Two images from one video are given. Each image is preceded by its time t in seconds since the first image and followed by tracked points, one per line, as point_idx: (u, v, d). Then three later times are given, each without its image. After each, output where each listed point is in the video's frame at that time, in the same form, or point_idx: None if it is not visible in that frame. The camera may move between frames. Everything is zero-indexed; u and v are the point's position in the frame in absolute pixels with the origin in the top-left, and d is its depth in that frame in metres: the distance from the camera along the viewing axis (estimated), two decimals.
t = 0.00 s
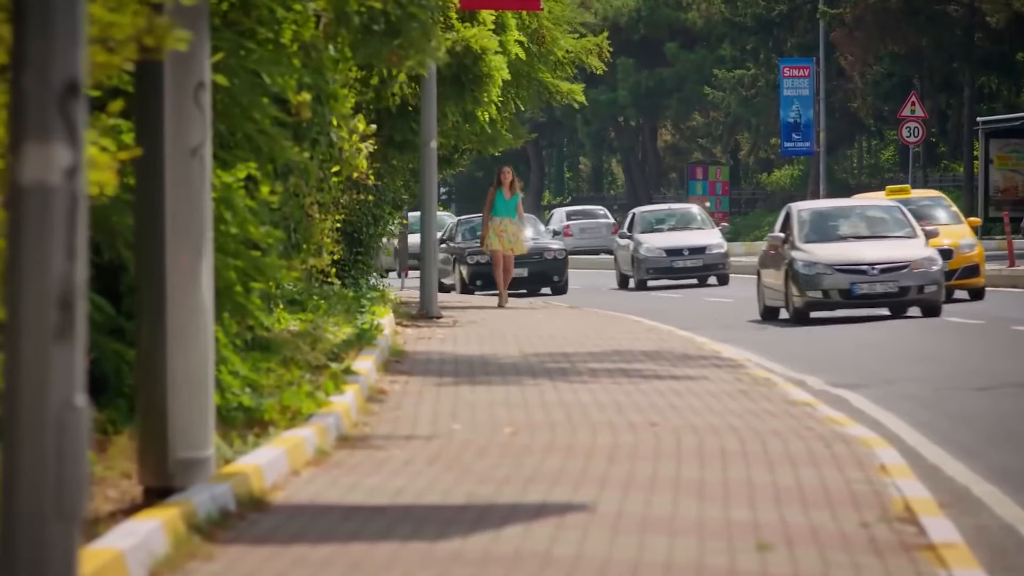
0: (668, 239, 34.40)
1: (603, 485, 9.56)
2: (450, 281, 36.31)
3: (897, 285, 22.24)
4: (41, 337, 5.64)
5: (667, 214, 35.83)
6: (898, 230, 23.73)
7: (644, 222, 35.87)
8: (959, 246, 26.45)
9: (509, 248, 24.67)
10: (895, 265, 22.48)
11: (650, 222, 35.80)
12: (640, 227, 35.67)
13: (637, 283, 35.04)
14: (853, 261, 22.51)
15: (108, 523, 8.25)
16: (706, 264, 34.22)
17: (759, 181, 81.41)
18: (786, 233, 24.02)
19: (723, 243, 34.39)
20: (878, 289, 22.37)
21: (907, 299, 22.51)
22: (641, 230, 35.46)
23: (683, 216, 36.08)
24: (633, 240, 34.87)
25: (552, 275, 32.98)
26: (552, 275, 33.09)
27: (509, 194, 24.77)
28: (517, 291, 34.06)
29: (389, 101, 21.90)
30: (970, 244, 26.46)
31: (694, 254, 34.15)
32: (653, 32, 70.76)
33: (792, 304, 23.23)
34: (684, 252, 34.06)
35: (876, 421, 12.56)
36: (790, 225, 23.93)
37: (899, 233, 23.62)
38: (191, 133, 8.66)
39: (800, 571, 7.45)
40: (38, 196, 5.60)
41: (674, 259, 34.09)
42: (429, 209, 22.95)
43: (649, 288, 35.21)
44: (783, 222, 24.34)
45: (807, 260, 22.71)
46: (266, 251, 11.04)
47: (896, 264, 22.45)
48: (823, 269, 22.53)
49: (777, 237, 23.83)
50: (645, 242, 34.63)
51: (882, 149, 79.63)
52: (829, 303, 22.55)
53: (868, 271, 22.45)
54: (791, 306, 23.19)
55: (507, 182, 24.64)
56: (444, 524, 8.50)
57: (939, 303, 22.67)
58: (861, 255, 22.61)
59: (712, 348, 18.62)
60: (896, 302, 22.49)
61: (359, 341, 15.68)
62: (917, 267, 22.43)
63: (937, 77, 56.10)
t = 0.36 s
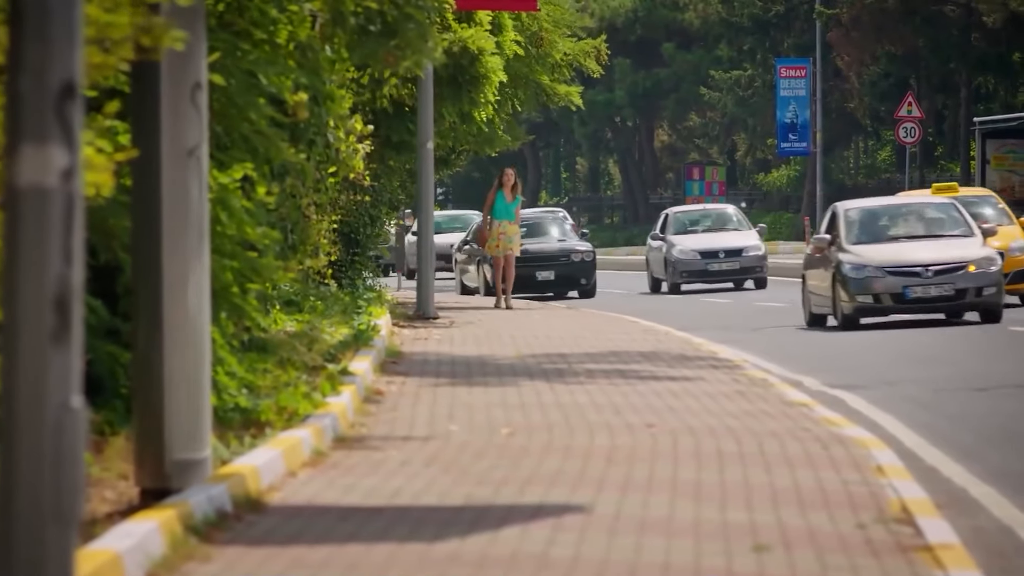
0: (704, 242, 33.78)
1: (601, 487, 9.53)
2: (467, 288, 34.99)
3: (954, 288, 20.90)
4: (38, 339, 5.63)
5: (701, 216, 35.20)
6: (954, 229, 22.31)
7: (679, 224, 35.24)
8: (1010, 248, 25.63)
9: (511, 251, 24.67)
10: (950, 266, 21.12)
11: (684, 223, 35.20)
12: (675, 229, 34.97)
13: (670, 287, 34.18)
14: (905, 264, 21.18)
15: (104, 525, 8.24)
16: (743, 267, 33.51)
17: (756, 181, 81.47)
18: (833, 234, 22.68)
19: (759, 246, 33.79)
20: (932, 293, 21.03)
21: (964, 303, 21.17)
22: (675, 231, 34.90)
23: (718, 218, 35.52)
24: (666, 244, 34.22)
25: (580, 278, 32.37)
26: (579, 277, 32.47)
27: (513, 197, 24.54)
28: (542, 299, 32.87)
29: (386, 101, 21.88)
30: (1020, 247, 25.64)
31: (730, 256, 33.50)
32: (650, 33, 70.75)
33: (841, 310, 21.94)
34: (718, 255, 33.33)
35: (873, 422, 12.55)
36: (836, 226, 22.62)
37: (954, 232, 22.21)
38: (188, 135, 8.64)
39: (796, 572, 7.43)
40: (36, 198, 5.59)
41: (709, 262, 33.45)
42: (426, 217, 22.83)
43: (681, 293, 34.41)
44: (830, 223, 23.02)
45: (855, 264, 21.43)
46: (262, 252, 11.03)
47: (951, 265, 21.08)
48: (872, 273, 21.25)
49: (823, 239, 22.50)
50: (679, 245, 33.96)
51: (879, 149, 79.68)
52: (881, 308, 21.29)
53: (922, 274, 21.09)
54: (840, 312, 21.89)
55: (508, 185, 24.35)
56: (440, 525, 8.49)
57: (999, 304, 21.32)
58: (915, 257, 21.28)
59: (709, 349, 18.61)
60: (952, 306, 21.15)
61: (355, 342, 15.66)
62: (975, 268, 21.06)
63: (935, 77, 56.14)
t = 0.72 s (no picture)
0: (743, 243, 31.25)
1: (601, 487, 9.53)
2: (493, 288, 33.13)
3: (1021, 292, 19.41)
4: (38, 340, 5.63)
5: (741, 215, 32.76)
6: (1018, 229, 20.81)
7: (716, 224, 32.77)
8: None
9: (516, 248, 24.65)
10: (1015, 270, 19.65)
11: (722, 223, 32.69)
12: (712, 229, 32.50)
13: (708, 291, 31.70)
14: (967, 266, 19.67)
15: (104, 525, 8.24)
16: (785, 270, 30.82)
17: (756, 180, 81.48)
18: (889, 233, 21.10)
19: (803, 247, 31.10)
20: (998, 298, 19.54)
21: None
22: (713, 231, 32.48)
23: (760, 216, 32.98)
24: (704, 245, 31.77)
25: (612, 281, 30.39)
26: (611, 279, 30.51)
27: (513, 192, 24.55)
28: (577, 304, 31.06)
29: (385, 101, 21.89)
30: None
31: (771, 258, 30.85)
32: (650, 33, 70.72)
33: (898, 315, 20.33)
34: (758, 256, 30.82)
35: (873, 423, 12.54)
36: (893, 224, 21.06)
37: (1018, 233, 20.71)
38: (187, 135, 8.63)
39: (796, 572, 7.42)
40: (35, 198, 5.59)
41: (749, 264, 30.90)
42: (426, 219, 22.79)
43: (721, 297, 31.94)
44: (885, 221, 21.44)
45: (913, 265, 19.86)
46: (262, 252, 11.02)
47: (1017, 268, 19.64)
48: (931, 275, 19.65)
49: (879, 238, 20.90)
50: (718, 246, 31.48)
51: (878, 149, 79.77)
52: (940, 314, 19.65)
53: (985, 277, 19.60)
54: (897, 318, 20.29)
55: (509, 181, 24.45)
56: (439, 525, 8.50)
57: None
58: (977, 259, 19.79)
59: (709, 349, 18.62)
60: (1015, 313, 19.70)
61: (355, 342, 15.66)
62: None
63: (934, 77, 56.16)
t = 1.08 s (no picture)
0: (785, 244, 29.99)
1: (601, 487, 9.53)
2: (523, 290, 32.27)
3: None
4: (38, 340, 5.63)
5: (783, 215, 31.38)
6: None
7: (756, 224, 31.44)
8: None
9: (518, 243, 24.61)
10: None
11: (763, 223, 31.37)
12: (751, 229, 31.18)
13: (748, 294, 30.36)
14: None
15: (104, 525, 8.24)
16: (828, 271, 29.51)
17: (756, 181, 81.49)
18: (951, 232, 19.79)
19: (847, 248, 29.76)
20: None
21: None
22: (753, 231, 31.14)
23: (802, 216, 31.61)
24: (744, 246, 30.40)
25: (643, 284, 29.31)
26: (643, 282, 29.45)
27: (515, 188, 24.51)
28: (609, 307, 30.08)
29: (385, 101, 21.89)
30: None
31: (814, 259, 29.59)
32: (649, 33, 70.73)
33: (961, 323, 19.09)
34: (800, 258, 29.49)
35: (873, 423, 12.54)
36: (956, 223, 19.76)
37: None
38: (187, 136, 8.63)
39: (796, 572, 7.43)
40: (35, 199, 5.59)
41: (790, 266, 29.60)
42: (426, 219, 22.77)
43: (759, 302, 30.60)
44: (947, 218, 20.13)
45: (977, 270, 18.60)
46: (262, 253, 11.01)
47: None
48: (998, 282, 18.43)
49: (940, 239, 19.61)
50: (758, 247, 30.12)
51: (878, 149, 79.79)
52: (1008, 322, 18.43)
53: None
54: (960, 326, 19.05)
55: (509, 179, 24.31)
56: (439, 525, 8.50)
57: None
58: None
59: (709, 349, 18.63)
60: None
61: (355, 342, 15.67)
62: None
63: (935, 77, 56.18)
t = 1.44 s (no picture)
0: (827, 243, 28.62)
1: (600, 488, 9.53)
2: (552, 295, 31.43)
3: None
4: (38, 341, 5.63)
5: (824, 213, 29.99)
6: None
7: (797, 223, 30.08)
8: None
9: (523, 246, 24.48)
10: None
11: (804, 222, 29.97)
12: (791, 228, 29.81)
13: (788, 294, 29.04)
14: None
15: (104, 526, 8.24)
16: (872, 272, 28.17)
17: (756, 180, 81.49)
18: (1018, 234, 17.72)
19: (893, 248, 28.37)
20: None
21: None
22: (793, 230, 29.83)
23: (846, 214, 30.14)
24: (785, 245, 29.04)
25: (672, 284, 28.47)
26: (672, 282, 28.62)
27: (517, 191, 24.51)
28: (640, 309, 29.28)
29: (384, 101, 21.89)
30: None
31: (857, 259, 28.22)
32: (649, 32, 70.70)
33: None
34: (844, 257, 28.11)
35: (872, 423, 12.55)
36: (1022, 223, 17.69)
37: None
38: (187, 136, 8.63)
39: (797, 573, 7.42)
40: (35, 200, 5.59)
41: (833, 266, 28.24)
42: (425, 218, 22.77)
43: (802, 303, 29.25)
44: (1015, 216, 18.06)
45: None
46: (262, 253, 11.00)
47: None
48: None
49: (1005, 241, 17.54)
50: (800, 246, 28.75)
51: (877, 149, 79.87)
52: None
53: None
54: None
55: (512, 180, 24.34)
56: (438, 526, 8.51)
57: None
58: None
59: (708, 349, 18.63)
60: None
61: (354, 342, 15.66)
62: None
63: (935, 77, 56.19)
